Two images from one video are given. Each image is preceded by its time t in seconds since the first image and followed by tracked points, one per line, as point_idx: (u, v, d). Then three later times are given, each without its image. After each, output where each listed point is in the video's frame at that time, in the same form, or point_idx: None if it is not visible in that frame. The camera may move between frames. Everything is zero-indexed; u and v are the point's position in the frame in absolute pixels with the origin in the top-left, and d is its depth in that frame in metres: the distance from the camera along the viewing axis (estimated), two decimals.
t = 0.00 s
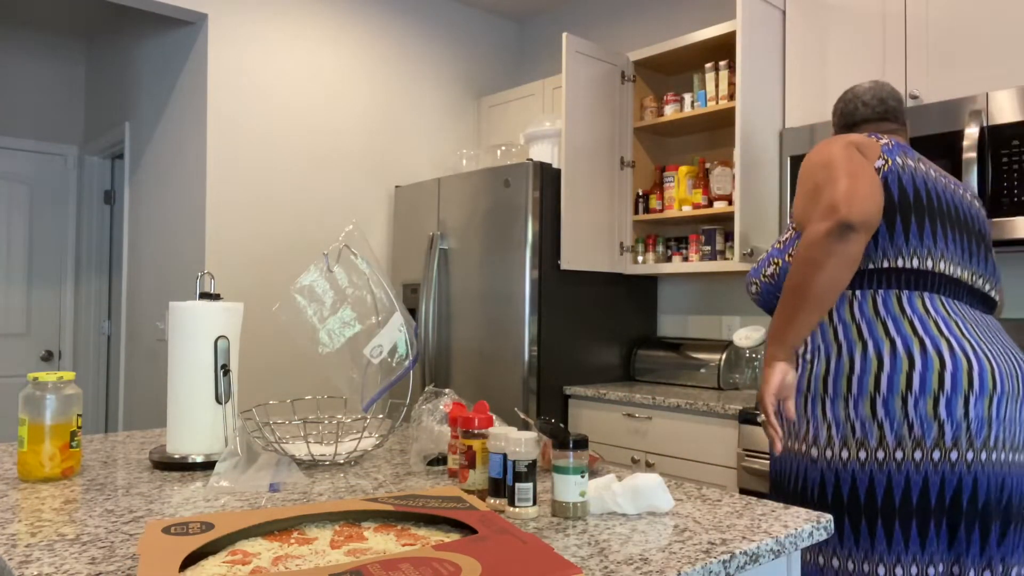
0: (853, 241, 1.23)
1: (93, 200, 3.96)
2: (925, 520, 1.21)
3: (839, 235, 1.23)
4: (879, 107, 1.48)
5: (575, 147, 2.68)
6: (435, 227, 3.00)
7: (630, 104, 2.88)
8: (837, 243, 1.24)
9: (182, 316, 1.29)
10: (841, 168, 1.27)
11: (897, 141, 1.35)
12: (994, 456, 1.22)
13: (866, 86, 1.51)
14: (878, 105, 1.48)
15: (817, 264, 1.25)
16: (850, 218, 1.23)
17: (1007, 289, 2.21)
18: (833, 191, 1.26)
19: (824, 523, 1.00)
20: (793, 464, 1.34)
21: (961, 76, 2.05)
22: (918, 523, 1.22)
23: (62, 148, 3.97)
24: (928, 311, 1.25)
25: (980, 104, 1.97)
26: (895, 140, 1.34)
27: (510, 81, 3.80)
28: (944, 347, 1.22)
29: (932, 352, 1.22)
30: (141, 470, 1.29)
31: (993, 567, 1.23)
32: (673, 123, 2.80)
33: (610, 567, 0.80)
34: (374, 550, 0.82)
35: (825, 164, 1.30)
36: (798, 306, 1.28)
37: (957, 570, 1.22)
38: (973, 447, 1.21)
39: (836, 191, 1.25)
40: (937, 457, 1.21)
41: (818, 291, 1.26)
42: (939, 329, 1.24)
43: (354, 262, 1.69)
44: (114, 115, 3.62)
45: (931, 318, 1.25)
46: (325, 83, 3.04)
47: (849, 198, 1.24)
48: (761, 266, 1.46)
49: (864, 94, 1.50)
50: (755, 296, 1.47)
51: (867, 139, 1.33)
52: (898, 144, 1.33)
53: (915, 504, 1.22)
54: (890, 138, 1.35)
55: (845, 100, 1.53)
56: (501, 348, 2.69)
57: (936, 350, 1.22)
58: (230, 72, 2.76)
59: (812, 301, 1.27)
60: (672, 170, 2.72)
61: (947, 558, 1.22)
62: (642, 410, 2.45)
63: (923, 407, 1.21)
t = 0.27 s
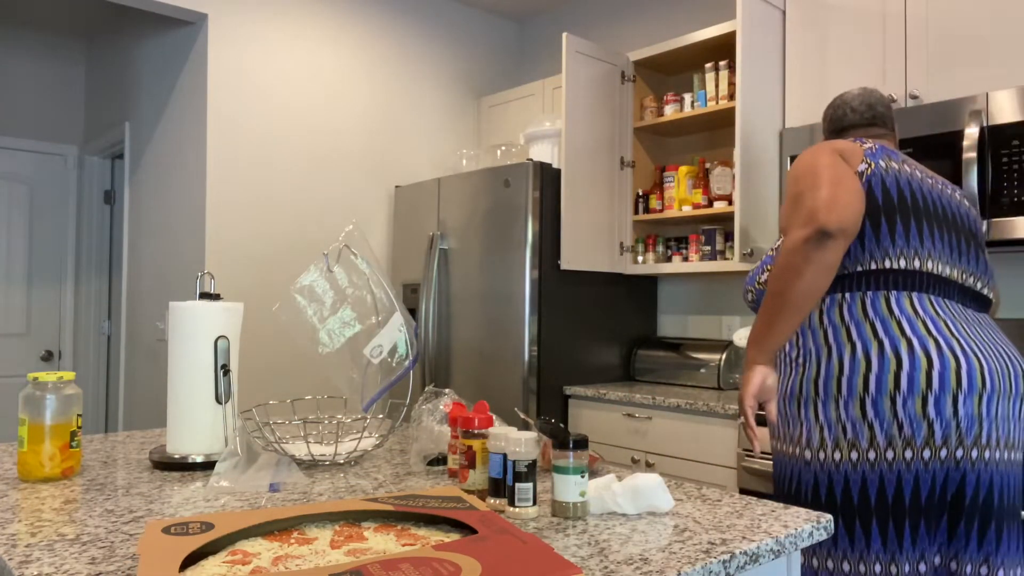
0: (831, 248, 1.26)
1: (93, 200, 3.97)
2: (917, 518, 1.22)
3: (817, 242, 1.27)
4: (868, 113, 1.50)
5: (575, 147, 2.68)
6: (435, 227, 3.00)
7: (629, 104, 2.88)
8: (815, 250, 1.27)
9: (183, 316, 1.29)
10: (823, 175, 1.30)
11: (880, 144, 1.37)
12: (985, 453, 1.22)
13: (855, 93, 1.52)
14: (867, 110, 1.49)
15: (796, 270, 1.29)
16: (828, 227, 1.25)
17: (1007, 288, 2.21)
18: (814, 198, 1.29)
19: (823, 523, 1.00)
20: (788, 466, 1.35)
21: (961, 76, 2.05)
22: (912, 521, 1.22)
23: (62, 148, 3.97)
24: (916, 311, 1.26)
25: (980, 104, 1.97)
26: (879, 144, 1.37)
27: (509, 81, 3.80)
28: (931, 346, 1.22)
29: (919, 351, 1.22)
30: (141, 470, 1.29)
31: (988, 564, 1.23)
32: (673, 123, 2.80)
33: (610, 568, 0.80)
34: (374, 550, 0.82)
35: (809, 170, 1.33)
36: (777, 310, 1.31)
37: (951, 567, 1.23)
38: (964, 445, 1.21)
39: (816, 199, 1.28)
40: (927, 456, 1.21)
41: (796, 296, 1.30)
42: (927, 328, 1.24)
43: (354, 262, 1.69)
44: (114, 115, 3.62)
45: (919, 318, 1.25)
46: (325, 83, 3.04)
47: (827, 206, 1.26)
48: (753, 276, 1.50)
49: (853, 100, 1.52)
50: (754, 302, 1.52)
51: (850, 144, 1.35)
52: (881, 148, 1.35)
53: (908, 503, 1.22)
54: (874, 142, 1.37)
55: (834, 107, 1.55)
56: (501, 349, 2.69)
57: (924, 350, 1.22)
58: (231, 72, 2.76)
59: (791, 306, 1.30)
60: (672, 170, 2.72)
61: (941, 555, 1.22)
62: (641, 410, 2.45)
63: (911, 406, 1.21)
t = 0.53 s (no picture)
0: (816, 250, 1.28)
1: (92, 200, 3.96)
2: (911, 515, 1.22)
3: (802, 244, 1.28)
4: (854, 117, 1.53)
5: (575, 147, 2.68)
6: (435, 227, 3.00)
7: (630, 104, 2.88)
8: (801, 252, 1.29)
9: (183, 316, 1.29)
10: (809, 179, 1.32)
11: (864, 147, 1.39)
12: (977, 448, 1.23)
13: (842, 97, 1.55)
14: (853, 115, 1.52)
15: (781, 273, 1.31)
16: (813, 229, 1.27)
17: (1006, 289, 2.21)
18: (800, 201, 1.31)
19: (823, 523, 1.00)
20: (782, 467, 1.35)
21: (961, 76, 2.05)
22: (906, 519, 1.22)
23: (62, 148, 3.97)
24: (906, 308, 1.26)
25: (980, 104, 1.97)
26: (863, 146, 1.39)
27: (509, 81, 3.80)
28: (921, 342, 1.23)
29: (909, 347, 1.22)
30: (142, 469, 1.29)
31: (981, 558, 1.24)
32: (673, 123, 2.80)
33: (610, 568, 0.80)
34: (374, 550, 0.82)
35: (796, 175, 1.35)
36: (764, 312, 1.33)
37: (945, 561, 1.23)
38: (955, 440, 1.21)
39: (802, 202, 1.30)
40: (920, 452, 1.21)
41: (783, 298, 1.31)
42: (917, 325, 1.24)
43: (354, 262, 1.69)
44: (114, 115, 3.62)
45: (909, 315, 1.25)
46: (325, 83, 3.04)
47: (813, 208, 1.28)
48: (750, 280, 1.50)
49: (840, 105, 1.55)
50: (745, 307, 1.52)
51: (835, 148, 1.38)
52: (865, 150, 1.38)
53: (902, 500, 1.22)
54: (859, 145, 1.39)
55: (820, 112, 1.58)
56: (501, 349, 2.69)
57: (913, 346, 1.22)
58: (231, 71, 2.76)
59: (777, 307, 1.32)
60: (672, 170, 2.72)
61: (935, 551, 1.23)
62: (642, 410, 2.45)
63: (902, 403, 1.21)
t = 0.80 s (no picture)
0: (806, 251, 1.29)
1: (92, 200, 3.97)
2: (903, 515, 1.21)
3: (791, 244, 1.30)
4: (847, 118, 1.53)
5: (575, 147, 2.68)
6: (434, 227, 3.00)
7: (630, 104, 2.88)
8: (790, 252, 1.30)
9: (183, 316, 1.29)
10: (801, 180, 1.34)
11: (856, 147, 1.40)
12: (967, 447, 1.22)
13: (835, 99, 1.55)
14: (846, 116, 1.52)
15: (771, 272, 1.32)
16: (803, 229, 1.28)
17: (1006, 288, 2.21)
18: (790, 202, 1.32)
19: (823, 523, 1.00)
20: (774, 468, 1.35)
21: (961, 76, 2.05)
22: (897, 519, 1.22)
23: (62, 148, 3.97)
24: (895, 306, 1.27)
25: (980, 104, 1.97)
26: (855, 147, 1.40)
27: (509, 81, 3.80)
28: (909, 341, 1.23)
29: (897, 345, 1.23)
30: (141, 470, 1.29)
31: (975, 560, 1.22)
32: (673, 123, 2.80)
33: (610, 567, 0.80)
34: (374, 550, 0.82)
35: (787, 176, 1.37)
36: (754, 312, 1.34)
37: (940, 564, 1.22)
38: (945, 439, 1.21)
39: (792, 202, 1.32)
40: (909, 451, 1.21)
41: (772, 297, 1.32)
42: (905, 323, 1.25)
43: (354, 262, 1.69)
44: (114, 115, 3.62)
45: (898, 313, 1.26)
46: (325, 82, 3.04)
47: (802, 209, 1.30)
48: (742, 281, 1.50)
49: (833, 106, 1.55)
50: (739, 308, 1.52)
51: (826, 149, 1.40)
52: (856, 151, 1.39)
53: (893, 499, 1.22)
54: (850, 146, 1.41)
55: (815, 114, 1.58)
56: (501, 349, 2.69)
57: (901, 344, 1.23)
58: (231, 71, 2.76)
59: (766, 307, 1.33)
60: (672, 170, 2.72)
61: (931, 553, 1.21)
62: (642, 410, 2.45)
63: (891, 400, 1.22)
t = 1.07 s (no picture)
0: (796, 251, 1.29)
1: (92, 200, 3.96)
2: (895, 514, 1.21)
3: (782, 244, 1.30)
4: (842, 119, 1.53)
5: (575, 147, 2.68)
6: (435, 227, 3.00)
7: (630, 104, 2.88)
8: (781, 252, 1.30)
9: (183, 316, 1.29)
10: (793, 180, 1.34)
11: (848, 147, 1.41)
12: (958, 445, 1.22)
13: (830, 100, 1.55)
14: (841, 116, 1.52)
15: (761, 272, 1.32)
16: (794, 230, 1.29)
17: (1006, 288, 2.21)
18: (782, 202, 1.32)
19: (823, 523, 1.00)
20: (767, 466, 1.35)
21: (961, 76, 2.05)
22: (889, 517, 1.22)
23: (62, 148, 3.97)
24: (887, 305, 1.27)
25: (980, 104, 1.97)
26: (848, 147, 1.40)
27: (509, 80, 3.80)
28: (900, 339, 1.23)
29: (888, 343, 1.23)
30: (141, 470, 1.29)
31: (967, 559, 1.23)
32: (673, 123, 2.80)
33: (610, 567, 0.80)
34: (374, 550, 0.82)
35: (780, 174, 1.36)
36: (744, 312, 1.34)
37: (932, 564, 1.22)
38: (936, 438, 1.21)
39: (784, 202, 1.32)
40: (900, 449, 1.21)
41: (762, 297, 1.32)
42: (897, 321, 1.25)
43: (354, 262, 1.69)
44: (114, 115, 3.62)
45: (889, 311, 1.26)
46: (325, 82, 3.04)
47: (794, 209, 1.30)
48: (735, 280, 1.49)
49: (828, 107, 1.55)
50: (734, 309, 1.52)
51: (819, 149, 1.40)
52: (849, 150, 1.39)
53: (884, 497, 1.22)
54: (843, 146, 1.41)
55: (809, 115, 1.58)
56: (501, 348, 2.69)
57: (892, 342, 1.23)
58: (231, 71, 2.76)
59: (756, 307, 1.33)
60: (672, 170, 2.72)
61: (924, 553, 1.21)
62: (642, 410, 2.45)
63: (882, 399, 1.22)
